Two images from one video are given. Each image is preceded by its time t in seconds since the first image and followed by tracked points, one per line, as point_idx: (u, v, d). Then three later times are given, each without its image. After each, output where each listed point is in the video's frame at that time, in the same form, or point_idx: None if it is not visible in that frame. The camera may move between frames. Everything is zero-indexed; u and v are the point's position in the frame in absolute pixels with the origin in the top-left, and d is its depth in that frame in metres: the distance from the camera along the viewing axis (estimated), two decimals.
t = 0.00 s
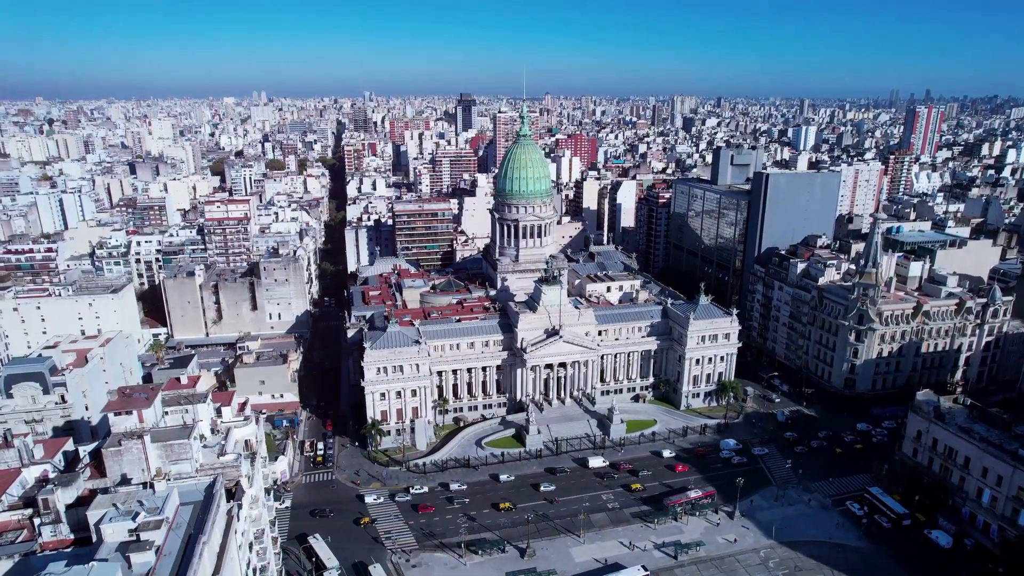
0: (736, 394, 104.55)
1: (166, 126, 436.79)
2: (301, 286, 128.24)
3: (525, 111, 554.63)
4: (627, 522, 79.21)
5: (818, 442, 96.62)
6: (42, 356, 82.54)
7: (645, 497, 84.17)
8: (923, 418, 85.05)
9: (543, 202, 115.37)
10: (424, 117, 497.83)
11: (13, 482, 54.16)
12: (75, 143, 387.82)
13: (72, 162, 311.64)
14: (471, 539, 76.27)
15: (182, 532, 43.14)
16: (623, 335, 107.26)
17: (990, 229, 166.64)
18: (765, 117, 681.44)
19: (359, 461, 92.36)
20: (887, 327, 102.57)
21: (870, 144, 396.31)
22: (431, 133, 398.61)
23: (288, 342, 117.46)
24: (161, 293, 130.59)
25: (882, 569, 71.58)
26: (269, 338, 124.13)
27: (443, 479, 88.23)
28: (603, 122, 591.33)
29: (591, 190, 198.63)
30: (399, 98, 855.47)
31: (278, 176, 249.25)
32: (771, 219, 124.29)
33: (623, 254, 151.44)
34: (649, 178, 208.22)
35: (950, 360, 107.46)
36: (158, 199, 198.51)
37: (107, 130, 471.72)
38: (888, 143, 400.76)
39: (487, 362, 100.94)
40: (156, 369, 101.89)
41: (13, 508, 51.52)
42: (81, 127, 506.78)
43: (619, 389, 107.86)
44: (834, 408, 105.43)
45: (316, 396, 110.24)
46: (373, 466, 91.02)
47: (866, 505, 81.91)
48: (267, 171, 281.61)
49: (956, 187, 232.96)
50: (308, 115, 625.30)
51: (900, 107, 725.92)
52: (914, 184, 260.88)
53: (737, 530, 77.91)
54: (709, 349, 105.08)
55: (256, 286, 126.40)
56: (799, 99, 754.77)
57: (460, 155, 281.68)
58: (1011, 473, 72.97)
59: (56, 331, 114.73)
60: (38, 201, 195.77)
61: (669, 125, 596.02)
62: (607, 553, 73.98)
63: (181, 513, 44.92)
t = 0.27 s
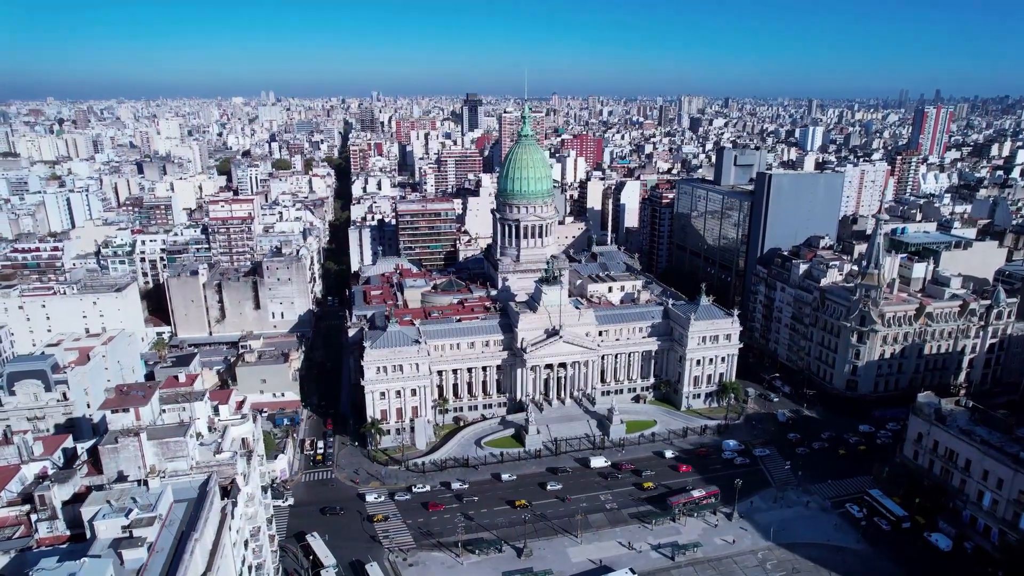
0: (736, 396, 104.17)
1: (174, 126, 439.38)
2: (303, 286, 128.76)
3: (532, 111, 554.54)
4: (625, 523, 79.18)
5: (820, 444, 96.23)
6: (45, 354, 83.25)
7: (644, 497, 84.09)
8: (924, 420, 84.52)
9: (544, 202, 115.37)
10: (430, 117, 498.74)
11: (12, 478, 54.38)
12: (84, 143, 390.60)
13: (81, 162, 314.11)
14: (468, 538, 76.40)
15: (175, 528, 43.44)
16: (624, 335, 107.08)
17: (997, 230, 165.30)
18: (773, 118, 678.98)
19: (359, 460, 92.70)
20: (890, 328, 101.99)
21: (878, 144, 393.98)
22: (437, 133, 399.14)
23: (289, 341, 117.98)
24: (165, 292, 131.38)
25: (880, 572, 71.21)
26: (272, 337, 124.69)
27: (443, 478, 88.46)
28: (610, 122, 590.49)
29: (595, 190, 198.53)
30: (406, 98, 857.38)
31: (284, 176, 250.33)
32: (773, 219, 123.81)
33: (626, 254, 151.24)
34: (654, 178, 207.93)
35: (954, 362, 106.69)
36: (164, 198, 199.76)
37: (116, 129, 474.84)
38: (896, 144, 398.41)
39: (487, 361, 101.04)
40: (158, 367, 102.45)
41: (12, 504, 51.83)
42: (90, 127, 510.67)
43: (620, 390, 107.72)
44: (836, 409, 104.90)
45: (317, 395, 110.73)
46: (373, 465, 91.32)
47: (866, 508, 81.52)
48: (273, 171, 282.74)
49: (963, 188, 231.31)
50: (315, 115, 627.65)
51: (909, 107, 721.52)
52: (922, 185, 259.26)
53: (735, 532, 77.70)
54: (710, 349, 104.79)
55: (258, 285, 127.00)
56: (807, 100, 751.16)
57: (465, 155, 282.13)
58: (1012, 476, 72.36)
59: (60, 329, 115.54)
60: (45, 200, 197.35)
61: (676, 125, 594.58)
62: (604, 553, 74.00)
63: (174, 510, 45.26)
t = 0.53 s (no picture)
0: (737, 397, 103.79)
1: (182, 126, 441.83)
2: (306, 285, 129.26)
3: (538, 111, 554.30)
4: (622, 524, 79.07)
5: (820, 446, 95.84)
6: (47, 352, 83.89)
7: (642, 498, 83.92)
8: (924, 422, 84.03)
9: (545, 202, 115.36)
10: (437, 117, 499.62)
11: (11, 475, 54.80)
12: (93, 143, 393.22)
13: (90, 162, 316.52)
14: (465, 538, 76.54)
15: (168, 525, 43.74)
16: (624, 336, 106.93)
17: (1003, 232, 164.04)
18: (780, 118, 676.71)
19: (358, 459, 93.00)
20: (892, 330, 101.40)
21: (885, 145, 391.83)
22: (443, 133, 399.57)
23: (291, 340, 118.53)
24: (169, 291, 132.12)
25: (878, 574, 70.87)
26: (274, 336, 125.23)
27: (443, 477, 88.67)
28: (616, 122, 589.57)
29: (599, 191, 198.32)
30: (413, 98, 859.19)
31: (290, 175, 251.30)
32: (776, 220, 123.32)
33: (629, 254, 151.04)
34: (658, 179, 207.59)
35: (957, 364, 105.94)
36: (170, 198, 200.96)
37: (125, 129, 477.85)
38: (904, 144, 395.92)
39: (487, 361, 101.14)
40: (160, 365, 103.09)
41: (10, 500, 52.19)
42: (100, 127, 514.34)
43: (620, 391, 107.56)
44: (837, 411, 104.41)
45: (319, 394, 111.16)
46: (372, 464, 91.58)
47: (865, 510, 81.16)
48: (279, 171, 283.88)
49: (971, 189, 229.76)
50: (323, 115, 629.79)
51: (917, 107, 718.31)
52: (929, 186, 257.53)
53: (733, 533, 77.47)
54: (711, 350, 104.48)
55: (261, 284, 127.59)
56: (815, 100, 747.86)
57: (470, 155, 282.43)
58: (1013, 479, 71.78)
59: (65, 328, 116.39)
60: (53, 199, 198.83)
61: (683, 125, 592.86)
62: (601, 554, 73.97)
63: (168, 506, 45.55)
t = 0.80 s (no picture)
0: (738, 397, 103.45)
1: (190, 125, 444.55)
2: (309, 284, 129.75)
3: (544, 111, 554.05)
4: (620, 524, 79.01)
5: (821, 448, 95.43)
6: (50, 350, 84.77)
7: (641, 499, 83.77)
8: (925, 424, 83.55)
9: (547, 202, 115.41)
10: (443, 117, 500.60)
11: (11, 471, 55.22)
12: (102, 142, 396.20)
13: (99, 161, 318.90)
14: (462, 537, 76.66)
15: (161, 522, 44.08)
16: (625, 336, 106.81)
17: (1010, 233, 162.91)
18: (788, 118, 674.18)
19: (358, 458, 93.30)
20: (894, 332, 100.86)
21: (893, 145, 389.83)
22: (449, 132, 399.93)
23: (294, 339, 119.09)
24: (173, 289, 132.98)
25: None
26: (277, 335, 125.79)
27: (442, 476, 88.86)
28: (623, 123, 588.77)
29: (603, 191, 198.26)
30: (421, 98, 861.39)
31: (295, 175, 252.26)
32: (779, 221, 122.88)
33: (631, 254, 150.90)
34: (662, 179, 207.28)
35: (960, 366, 105.27)
36: (176, 197, 202.26)
37: (134, 129, 481.24)
38: (913, 145, 393.38)
39: (487, 361, 101.28)
40: (162, 364, 103.90)
41: (8, 495, 52.67)
42: (109, 126, 518.14)
43: (621, 391, 107.46)
44: (838, 412, 103.93)
45: (320, 392, 111.59)
46: (372, 463, 91.86)
47: (864, 512, 80.74)
48: (286, 170, 285.06)
49: (978, 189, 228.29)
50: (330, 115, 632.22)
51: (928, 108, 713.91)
52: (937, 187, 255.76)
53: (730, 535, 77.30)
54: (712, 351, 104.26)
55: (265, 283, 128.23)
56: (824, 101, 744.66)
57: (476, 155, 282.81)
58: (1013, 482, 71.28)
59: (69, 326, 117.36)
60: (61, 198, 200.62)
61: (690, 125, 591.13)
62: (598, 554, 73.94)
63: (161, 503, 45.93)
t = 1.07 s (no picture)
0: (739, 398, 103.09)
1: (197, 125, 446.79)
2: (311, 283, 130.21)
3: (551, 111, 553.94)
4: (618, 524, 78.92)
5: (821, 449, 95.01)
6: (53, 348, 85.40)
7: (639, 500, 83.64)
8: (926, 426, 83.08)
9: (548, 202, 115.37)
10: (450, 117, 501.13)
11: (10, 467, 55.53)
12: (111, 142, 398.71)
13: (107, 161, 321.34)
14: (459, 536, 76.83)
15: (154, 519, 44.39)
16: (626, 336, 106.64)
17: (1017, 234, 161.61)
18: (796, 118, 671.12)
19: (357, 457, 93.56)
20: (896, 333, 100.30)
21: (901, 146, 387.39)
22: (455, 132, 400.37)
23: (296, 338, 119.59)
24: (177, 288, 133.74)
25: None
26: (279, 334, 126.30)
27: (441, 476, 89.05)
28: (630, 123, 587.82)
29: (607, 191, 198.06)
30: (428, 98, 863.00)
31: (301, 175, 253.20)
32: (781, 221, 122.39)
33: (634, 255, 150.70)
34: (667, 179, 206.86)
35: (963, 368, 104.58)
36: (182, 196, 203.50)
37: (143, 128, 484.16)
38: (921, 146, 391.04)
39: (487, 361, 101.35)
40: (164, 362, 104.66)
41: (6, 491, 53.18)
42: (118, 126, 521.66)
43: (621, 391, 107.31)
44: (840, 414, 103.45)
45: (321, 391, 111.97)
46: (371, 462, 92.11)
47: (864, 514, 80.37)
48: (291, 169, 286.29)
49: (987, 190, 226.53)
50: (338, 114, 634.21)
51: (937, 108, 708.84)
52: (944, 187, 254.02)
53: (728, 536, 77.11)
54: (712, 352, 103.99)
55: (267, 282, 128.77)
56: (833, 101, 740.52)
57: (481, 155, 283.02)
58: (1014, 485, 70.79)
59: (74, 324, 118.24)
60: (68, 198, 202.28)
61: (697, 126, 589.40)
62: (595, 554, 73.91)
63: (156, 500, 46.31)
